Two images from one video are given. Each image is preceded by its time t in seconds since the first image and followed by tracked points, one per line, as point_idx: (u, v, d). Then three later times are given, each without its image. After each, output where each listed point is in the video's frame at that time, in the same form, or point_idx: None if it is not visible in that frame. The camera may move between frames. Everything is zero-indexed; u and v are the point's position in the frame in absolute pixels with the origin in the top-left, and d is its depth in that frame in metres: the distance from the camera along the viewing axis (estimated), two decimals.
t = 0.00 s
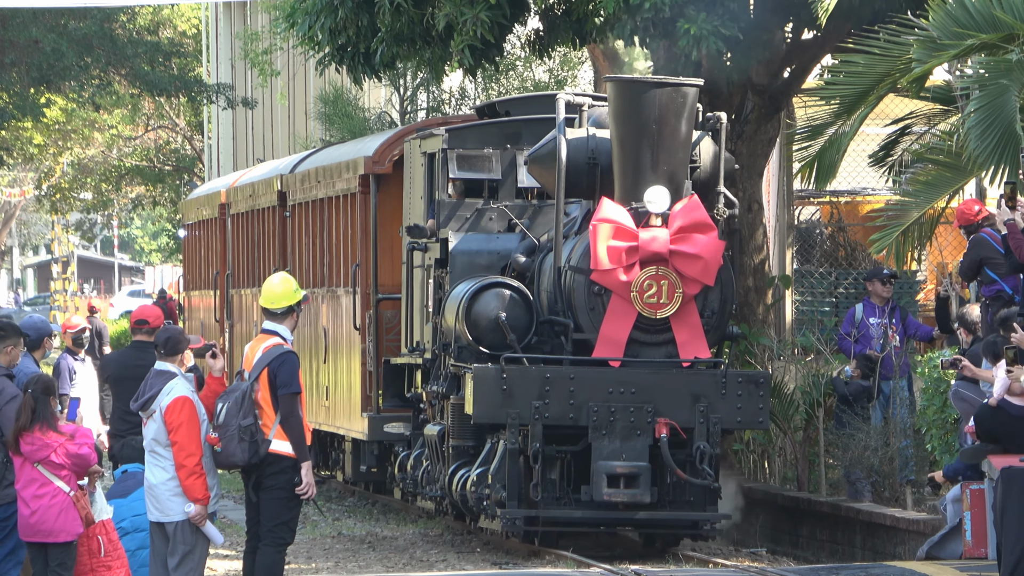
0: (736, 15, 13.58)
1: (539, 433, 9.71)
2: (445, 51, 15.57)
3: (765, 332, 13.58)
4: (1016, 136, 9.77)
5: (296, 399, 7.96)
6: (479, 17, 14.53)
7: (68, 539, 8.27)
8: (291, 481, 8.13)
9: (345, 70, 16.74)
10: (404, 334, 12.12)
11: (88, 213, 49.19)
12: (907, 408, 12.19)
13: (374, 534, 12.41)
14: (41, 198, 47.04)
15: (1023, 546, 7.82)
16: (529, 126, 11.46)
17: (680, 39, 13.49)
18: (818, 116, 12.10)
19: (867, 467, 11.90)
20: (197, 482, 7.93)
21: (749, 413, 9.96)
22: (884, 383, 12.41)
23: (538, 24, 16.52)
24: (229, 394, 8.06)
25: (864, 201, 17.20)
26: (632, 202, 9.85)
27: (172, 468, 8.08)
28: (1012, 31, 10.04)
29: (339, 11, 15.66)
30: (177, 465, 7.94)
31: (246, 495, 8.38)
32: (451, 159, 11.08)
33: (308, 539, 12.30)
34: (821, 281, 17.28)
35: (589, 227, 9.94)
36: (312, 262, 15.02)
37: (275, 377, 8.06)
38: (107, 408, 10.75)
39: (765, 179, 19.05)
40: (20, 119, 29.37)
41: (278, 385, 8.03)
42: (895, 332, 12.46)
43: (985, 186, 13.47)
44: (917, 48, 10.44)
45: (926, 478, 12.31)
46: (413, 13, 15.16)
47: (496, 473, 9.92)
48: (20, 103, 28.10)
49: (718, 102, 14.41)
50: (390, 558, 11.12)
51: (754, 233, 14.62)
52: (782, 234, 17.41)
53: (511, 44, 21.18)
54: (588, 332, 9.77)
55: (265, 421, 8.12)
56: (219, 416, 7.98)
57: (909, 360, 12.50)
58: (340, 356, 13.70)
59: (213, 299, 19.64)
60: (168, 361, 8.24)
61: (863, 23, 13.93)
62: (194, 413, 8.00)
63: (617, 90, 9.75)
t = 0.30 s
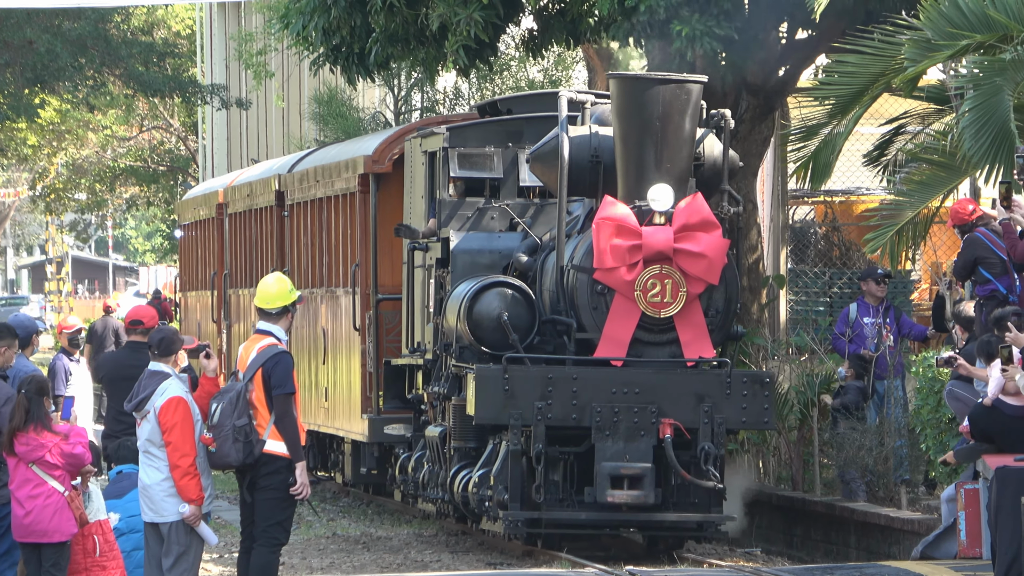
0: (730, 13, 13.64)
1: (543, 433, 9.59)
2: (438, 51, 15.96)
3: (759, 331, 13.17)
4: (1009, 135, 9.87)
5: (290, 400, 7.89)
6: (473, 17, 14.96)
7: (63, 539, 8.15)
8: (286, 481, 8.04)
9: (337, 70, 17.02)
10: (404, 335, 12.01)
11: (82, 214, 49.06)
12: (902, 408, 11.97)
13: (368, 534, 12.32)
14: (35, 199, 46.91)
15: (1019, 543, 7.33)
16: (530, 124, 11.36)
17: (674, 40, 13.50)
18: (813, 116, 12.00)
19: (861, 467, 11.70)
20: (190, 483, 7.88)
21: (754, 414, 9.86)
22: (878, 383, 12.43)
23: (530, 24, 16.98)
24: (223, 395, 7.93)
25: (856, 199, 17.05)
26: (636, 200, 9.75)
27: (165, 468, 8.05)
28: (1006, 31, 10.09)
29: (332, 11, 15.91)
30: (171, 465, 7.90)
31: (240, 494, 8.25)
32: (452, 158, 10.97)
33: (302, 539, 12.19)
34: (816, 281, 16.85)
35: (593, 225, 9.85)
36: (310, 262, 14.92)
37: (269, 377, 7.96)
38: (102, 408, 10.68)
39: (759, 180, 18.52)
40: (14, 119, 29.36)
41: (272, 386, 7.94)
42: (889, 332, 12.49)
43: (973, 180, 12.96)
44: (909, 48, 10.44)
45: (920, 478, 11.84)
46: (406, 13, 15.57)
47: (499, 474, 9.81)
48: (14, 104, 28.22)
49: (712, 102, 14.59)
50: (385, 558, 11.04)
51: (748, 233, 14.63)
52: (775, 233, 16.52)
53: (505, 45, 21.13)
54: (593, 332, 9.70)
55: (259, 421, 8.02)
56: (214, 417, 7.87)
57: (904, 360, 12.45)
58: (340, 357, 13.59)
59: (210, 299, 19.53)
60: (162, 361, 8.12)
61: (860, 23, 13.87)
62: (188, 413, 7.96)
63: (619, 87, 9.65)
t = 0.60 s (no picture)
0: (723, 15, 13.65)
1: (544, 435, 9.47)
2: (431, 52, 16.02)
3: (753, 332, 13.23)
4: (1002, 135, 9.80)
5: (285, 401, 7.92)
6: (466, 18, 15.06)
7: (56, 541, 8.12)
8: (279, 482, 8.07)
9: (331, 71, 17.18)
10: (404, 335, 11.89)
11: (75, 216, 48.91)
12: (894, 408, 11.86)
13: (362, 535, 12.24)
14: (28, 201, 46.79)
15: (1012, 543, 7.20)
16: (532, 121, 11.25)
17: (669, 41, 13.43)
18: (805, 117, 11.78)
19: (856, 467, 11.68)
20: (184, 483, 7.83)
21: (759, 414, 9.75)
22: (871, 383, 12.29)
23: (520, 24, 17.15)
24: (216, 395, 8.02)
25: (850, 198, 16.87)
26: (640, 198, 9.63)
27: (159, 469, 7.98)
28: (998, 31, 10.09)
29: (323, 11, 16.07)
30: (164, 466, 7.84)
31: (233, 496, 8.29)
32: (454, 157, 10.85)
33: (296, 540, 12.10)
34: (809, 281, 16.93)
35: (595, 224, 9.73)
36: (308, 262, 14.82)
37: (262, 378, 8.00)
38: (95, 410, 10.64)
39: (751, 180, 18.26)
40: (8, 121, 29.43)
41: (266, 386, 7.96)
42: (883, 331, 12.32)
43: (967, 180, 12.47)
44: (901, 47, 10.48)
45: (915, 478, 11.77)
46: (399, 14, 15.60)
47: (501, 477, 9.68)
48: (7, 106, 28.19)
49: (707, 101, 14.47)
50: (379, 558, 10.96)
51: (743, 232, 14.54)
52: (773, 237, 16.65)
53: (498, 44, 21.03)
54: (595, 332, 9.57)
55: (252, 422, 8.04)
56: (207, 417, 7.95)
57: (897, 359, 12.49)
58: (338, 358, 13.47)
59: (207, 300, 19.42)
60: (156, 362, 8.05)
61: (856, 23, 13.80)
62: (181, 414, 7.90)
63: (621, 84, 9.53)
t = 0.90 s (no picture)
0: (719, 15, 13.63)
1: (546, 437, 9.36)
2: (423, 52, 16.19)
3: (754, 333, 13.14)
4: (995, 134, 9.73)
5: (278, 402, 7.85)
6: (459, 19, 15.21)
7: (49, 543, 8.07)
8: (273, 483, 8.00)
9: (323, 71, 17.23)
10: (403, 336, 11.76)
11: (68, 217, 48.76)
12: (887, 408, 11.59)
13: (355, 536, 12.12)
14: (20, 202, 46.64)
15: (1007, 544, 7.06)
16: (532, 120, 11.10)
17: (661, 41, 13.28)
18: (798, 117, 11.72)
19: (848, 466, 11.43)
20: (177, 485, 7.85)
21: (763, 416, 9.64)
22: (864, 382, 12.16)
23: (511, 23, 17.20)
24: (209, 396, 7.90)
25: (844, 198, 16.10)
26: (641, 198, 9.50)
27: (152, 470, 8.00)
28: (991, 30, 10.00)
29: (315, 10, 16.20)
30: (157, 468, 7.88)
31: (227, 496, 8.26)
32: (454, 156, 10.78)
33: (290, 541, 11.98)
34: (803, 280, 16.00)
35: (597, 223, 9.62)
36: (307, 262, 14.69)
37: (256, 378, 7.94)
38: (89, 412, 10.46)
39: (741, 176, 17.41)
40: (1, 122, 29.40)
41: (259, 387, 7.91)
42: (875, 331, 12.24)
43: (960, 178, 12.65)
44: (892, 44, 10.31)
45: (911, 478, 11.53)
46: (391, 14, 15.76)
47: (502, 480, 9.56)
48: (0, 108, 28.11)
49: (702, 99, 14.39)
50: (373, 559, 10.84)
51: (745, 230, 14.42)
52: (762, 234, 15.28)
53: (491, 44, 20.95)
54: (597, 332, 9.45)
55: (245, 423, 7.99)
56: (200, 418, 7.84)
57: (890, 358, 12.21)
58: (336, 359, 13.36)
59: (204, 301, 19.26)
60: (148, 363, 8.10)
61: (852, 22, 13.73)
62: (174, 416, 7.94)
63: (621, 82, 9.39)
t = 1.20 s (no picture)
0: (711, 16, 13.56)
1: (549, 439, 9.24)
2: (415, 53, 16.16)
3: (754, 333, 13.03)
4: (988, 133, 9.77)
5: (270, 402, 7.86)
6: (452, 20, 15.18)
7: (43, 545, 7.98)
8: (266, 483, 8.01)
9: (315, 72, 17.11)
10: (403, 336, 11.63)
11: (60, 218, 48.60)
12: (881, 408, 11.51)
13: (349, 536, 12.01)
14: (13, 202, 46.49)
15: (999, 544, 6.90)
16: (532, 118, 11.00)
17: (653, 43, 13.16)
18: (790, 116, 11.86)
19: (841, 466, 11.34)
20: (171, 486, 7.81)
21: (767, 417, 9.53)
22: (857, 382, 12.00)
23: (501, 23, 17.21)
24: (202, 397, 7.97)
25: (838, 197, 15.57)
26: (643, 197, 9.38)
27: (145, 471, 7.96)
28: (982, 28, 10.06)
29: (307, 10, 16.12)
30: (151, 468, 7.81)
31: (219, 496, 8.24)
32: (452, 156, 10.67)
33: (284, 541, 11.86)
34: (795, 279, 15.62)
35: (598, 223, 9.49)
36: (305, 262, 14.57)
37: (248, 379, 7.95)
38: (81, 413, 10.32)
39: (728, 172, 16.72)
40: None
41: (252, 388, 7.91)
42: (869, 330, 12.13)
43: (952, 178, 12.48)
44: (886, 45, 10.41)
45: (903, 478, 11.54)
46: (384, 15, 15.75)
47: (503, 483, 9.44)
48: None
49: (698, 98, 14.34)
50: (367, 560, 10.72)
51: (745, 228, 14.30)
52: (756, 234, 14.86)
53: (483, 45, 20.85)
54: (598, 333, 9.33)
55: (238, 424, 8.00)
56: (193, 418, 7.91)
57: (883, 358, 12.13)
58: (335, 360, 13.25)
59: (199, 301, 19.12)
60: (142, 364, 8.06)
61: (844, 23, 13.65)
62: (168, 416, 7.88)
63: (623, 80, 9.26)
